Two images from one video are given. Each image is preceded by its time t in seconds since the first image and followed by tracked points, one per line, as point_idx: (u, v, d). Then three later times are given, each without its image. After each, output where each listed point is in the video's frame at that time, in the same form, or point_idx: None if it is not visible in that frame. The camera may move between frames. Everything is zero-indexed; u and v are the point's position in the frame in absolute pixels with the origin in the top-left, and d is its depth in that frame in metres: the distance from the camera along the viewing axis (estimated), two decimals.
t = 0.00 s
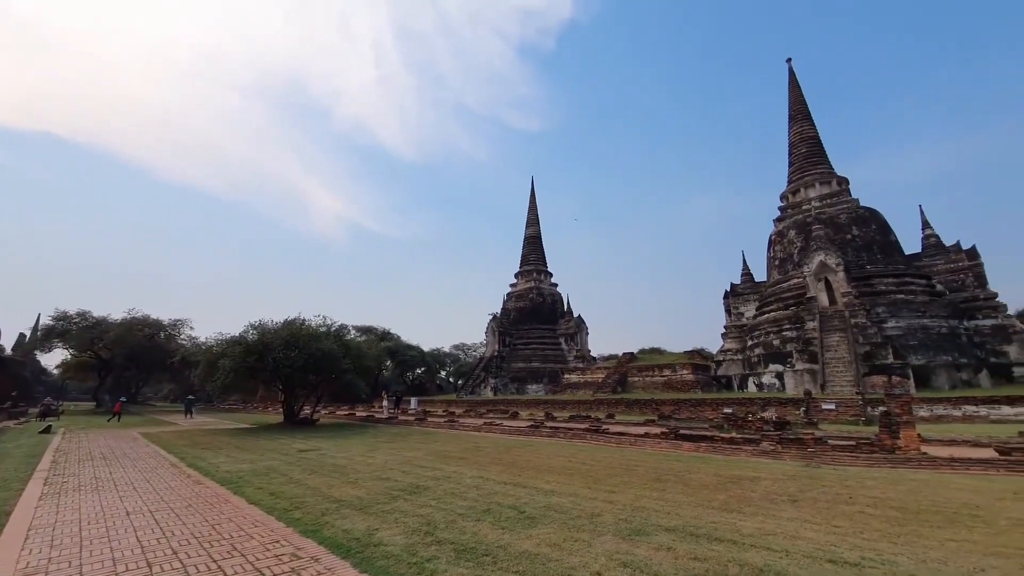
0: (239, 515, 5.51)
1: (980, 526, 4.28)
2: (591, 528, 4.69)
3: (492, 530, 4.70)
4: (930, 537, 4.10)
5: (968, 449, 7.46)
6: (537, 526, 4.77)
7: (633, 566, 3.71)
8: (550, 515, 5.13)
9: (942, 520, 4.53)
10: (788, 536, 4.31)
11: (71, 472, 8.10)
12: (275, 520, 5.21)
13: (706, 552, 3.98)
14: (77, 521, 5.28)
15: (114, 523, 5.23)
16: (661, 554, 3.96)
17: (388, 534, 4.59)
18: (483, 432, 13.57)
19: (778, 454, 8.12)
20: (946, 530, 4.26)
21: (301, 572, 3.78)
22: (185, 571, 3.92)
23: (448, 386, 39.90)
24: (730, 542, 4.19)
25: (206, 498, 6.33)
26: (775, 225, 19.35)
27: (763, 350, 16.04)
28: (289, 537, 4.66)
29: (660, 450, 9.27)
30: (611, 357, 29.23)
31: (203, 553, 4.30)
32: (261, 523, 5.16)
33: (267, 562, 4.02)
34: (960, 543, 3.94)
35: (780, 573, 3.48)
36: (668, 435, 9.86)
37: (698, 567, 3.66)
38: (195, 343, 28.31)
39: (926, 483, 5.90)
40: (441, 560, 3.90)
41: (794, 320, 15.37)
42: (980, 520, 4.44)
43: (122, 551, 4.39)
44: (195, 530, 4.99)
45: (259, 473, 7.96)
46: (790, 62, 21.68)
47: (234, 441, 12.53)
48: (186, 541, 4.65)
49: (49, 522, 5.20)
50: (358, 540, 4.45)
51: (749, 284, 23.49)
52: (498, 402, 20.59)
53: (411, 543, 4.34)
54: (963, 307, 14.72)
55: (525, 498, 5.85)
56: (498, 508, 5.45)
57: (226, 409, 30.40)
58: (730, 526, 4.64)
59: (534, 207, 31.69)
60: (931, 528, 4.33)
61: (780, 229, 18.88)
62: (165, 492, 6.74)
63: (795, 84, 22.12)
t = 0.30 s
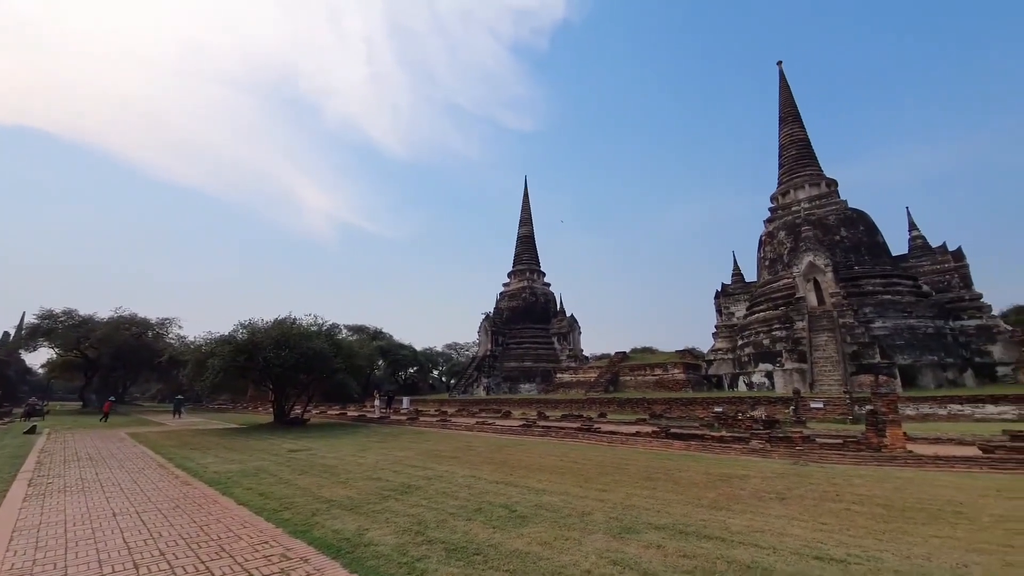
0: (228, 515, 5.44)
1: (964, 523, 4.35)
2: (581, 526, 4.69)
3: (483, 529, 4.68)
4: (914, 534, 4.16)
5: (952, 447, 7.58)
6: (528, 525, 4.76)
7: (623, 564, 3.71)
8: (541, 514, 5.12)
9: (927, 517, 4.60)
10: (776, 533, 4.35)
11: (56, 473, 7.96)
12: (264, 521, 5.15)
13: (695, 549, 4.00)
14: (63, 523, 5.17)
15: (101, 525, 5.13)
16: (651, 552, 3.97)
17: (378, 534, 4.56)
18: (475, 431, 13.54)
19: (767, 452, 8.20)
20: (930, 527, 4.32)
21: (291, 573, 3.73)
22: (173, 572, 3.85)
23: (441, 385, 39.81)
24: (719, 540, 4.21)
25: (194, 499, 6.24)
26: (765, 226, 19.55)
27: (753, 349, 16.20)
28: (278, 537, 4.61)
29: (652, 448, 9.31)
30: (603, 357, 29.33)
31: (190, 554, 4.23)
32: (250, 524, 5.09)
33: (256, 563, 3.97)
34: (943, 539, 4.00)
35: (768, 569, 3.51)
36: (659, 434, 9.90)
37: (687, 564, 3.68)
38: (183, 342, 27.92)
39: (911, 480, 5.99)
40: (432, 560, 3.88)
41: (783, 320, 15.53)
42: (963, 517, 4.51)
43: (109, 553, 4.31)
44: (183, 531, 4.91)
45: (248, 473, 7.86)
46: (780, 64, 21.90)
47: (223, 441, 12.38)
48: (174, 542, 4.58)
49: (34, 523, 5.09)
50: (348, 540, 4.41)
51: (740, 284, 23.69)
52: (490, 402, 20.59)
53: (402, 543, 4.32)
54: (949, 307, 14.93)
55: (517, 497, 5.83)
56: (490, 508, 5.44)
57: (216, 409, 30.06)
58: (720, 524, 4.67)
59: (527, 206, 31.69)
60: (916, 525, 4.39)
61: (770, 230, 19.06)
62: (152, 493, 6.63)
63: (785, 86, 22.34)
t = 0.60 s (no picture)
0: (208, 520, 5.30)
1: (938, 518, 4.45)
2: (567, 526, 4.69)
3: (469, 529, 4.65)
4: (891, 529, 4.25)
5: (928, 444, 7.77)
6: (514, 525, 4.73)
7: (607, 563, 3.71)
8: (527, 514, 5.11)
9: (904, 513, 4.70)
10: (757, 530, 4.41)
11: (30, 477, 7.70)
12: (246, 525, 5.04)
13: (679, 547, 4.02)
14: (37, 529, 4.99)
15: (77, 530, 4.97)
16: (635, 550, 3.98)
17: (363, 537, 4.49)
18: (462, 432, 13.46)
19: (750, 450, 8.31)
20: (906, 523, 4.41)
21: None
22: None
23: (429, 386, 39.56)
24: (702, 537, 4.25)
25: (174, 503, 6.08)
26: (749, 228, 19.84)
27: (738, 349, 16.41)
28: (260, 541, 4.51)
29: (638, 448, 9.37)
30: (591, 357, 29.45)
31: (169, 560, 4.12)
32: (232, 528, 4.96)
33: (237, 568, 3.87)
34: (919, 534, 4.09)
35: (750, 565, 3.54)
36: (645, 433, 9.97)
37: (671, 562, 3.70)
38: (164, 342, 27.21)
39: (889, 477, 6.11)
40: (418, 561, 3.83)
41: (767, 320, 15.75)
42: (938, 512, 4.62)
43: (85, 559, 4.17)
44: (162, 536, 4.78)
45: (230, 476, 7.70)
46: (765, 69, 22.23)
47: (205, 444, 12.11)
48: (153, 547, 4.45)
49: (6, 529, 4.91)
50: (332, 543, 4.34)
51: (725, 284, 24.01)
52: (478, 402, 20.53)
53: (387, 545, 4.26)
54: (927, 307, 15.29)
55: (503, 498, 5.81)
56: (476, 508, 5.40)
57: (198, 411, 29.41)
58: (703, 521, 4.71)
59: (516, 207, 31.69)
60: (893, 520, 4.48)
61: (754, 232, 19.35)
62: (131, 497, 6.45)
63: (769, 90, 22.71)
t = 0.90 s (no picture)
0: (186, 525, 5.15)
1: (911, 514, 4.57)
2: (552, 526, 4.68)
3: (453, 531, 4.61)
4: (867, 525, 4.35)
5: (902, 442, 7.98)
6: (498, 527, 4.72)
7: (591, 562, 3.71)
8: (511, 515, 5.09)
9: (879, 509, 4.81)
10: (737, 527, 4.47)
11: None
12: (225, 530, 4.91)
13: (661, 545, 4.04)
14: (4, 536, 4.78)
15: (49, 537, 4.78)
16: (618, 550, 3.99)
17: (346, 540, 4.42)
18: (448, 433, 13.37)
19: (732, 449, 8.42)
20: (880, 519, 4.51)
21: None
22: None
23: (414, 387, 39.21)
24: (683, 535, 4.28)
25: (151, 509, 5.90)
26: (732, 231, 20.19)
27: (720, 350, 16.67)
28: (239, 546, 4.40)
29: (623, 448, 9.41)
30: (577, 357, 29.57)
31: (145, 566, 3.99)
32: (210, 534, 4.82)
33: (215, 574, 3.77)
34: (892, 529, 4.19)
35: (730, 563, 3.58)
36: (630, 433, 10.04)
37: (652, 560, 3.72)
38: (142, 344, 26.40)
39: (864, 474, 6.26)
40: (401, 564, 3.79)
41: (748, 321, 16.04)
42: (911, 508, 4.75)
43: (56, 566, 4.02)
44: (138, 542, 4.63)
45: (209, 481, 7.50)
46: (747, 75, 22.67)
47: (183, 448, 11.78)
48: (128, 554, 4.31)
49: None
50: (314, 547, 4.26)
51: (709, 286, 24.36)
52: (464, 403, 20.43)
53: (370, 548, 4.19)
54: (902, 309, 15.72)
55: (488, 499, 5.77)
56: (461, 510, 5.36)
57: (176, 414, 28.61)
58: (686, 520, 4.74)
59: (503, 208, 31.67)
60: (868, 517, 4.58)
61: (737, 235, 19.69)
62: (106, 503, 6.23)
63: (751, 96, 23.18)
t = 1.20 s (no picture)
0: (151, 531, 4.93)
1: (872, 508, 4.75)
2: (528, 526, 4.68)
3: (429, 533, 4.56)
4: (830, 520, 4.46)
5: (865, 439, 8.31)
6: (475, 528, 4.69)
7: (566, 560, 3.72)
8: (488, 516, 5.07)
9: (842, 504, 4.99)
10: (708, 523, 4.56)
11: None
12: (192, 536, 4.72)
13: (635, 542, 4.09)
14: None
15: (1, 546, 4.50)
16: (593, 547, 4.02)
17: (319, 544, 4.31)
18: (425, 434, 13.22)
19: (705, 446, 8.60)
20: (844, 514, 4.66)
21: None
22: None
23: (392, 388, 38.67)
24: (657, 532, 4.34)
25: (114, 515, 5.62)
26: (707, 234, 20.68)
27: (695, 350, 17.03)
28: (207, 552, 4.23)
29: (600, 447, 9.49)
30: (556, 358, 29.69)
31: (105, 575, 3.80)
32: (176, 540, 4.62)
33: None
34: (854, 523, 4.30)
35: (700, 558, 3.64)
36: (607, 432, 10.13)
37: (626, 557, 3.76)
38: (105, 343, 25.21)
39: (829, 470, 6.49)
40: (375, 568, 3.71)
41: (722, 322, 16.46)
42: (873, 503, 4.94)
43: None
44: (99, 550, 4.40)
45: (175, 486, 7.21)
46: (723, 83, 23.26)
47: (148, 452, 11.29)
48: (87, 562, 4.09)
49: None
50: (285, 552, 4.14)
51: (685, 287, 24.86)
52: (442, 404, 20.22)
53: (344, 552, 4.10)
54: (867, 311, 16.39)
55: (465, 500, 5.73)
56: (437, 512, 5.31)
57: (141, 417, 27.42)
58: (659, 517, 4.81)
59: (484, 208, 31.59)
60: (832, 511, 4.74)
61: (712, 238, 20.17)
62: (64, 509, 5.91)
63: (726, 103, 23.81)
